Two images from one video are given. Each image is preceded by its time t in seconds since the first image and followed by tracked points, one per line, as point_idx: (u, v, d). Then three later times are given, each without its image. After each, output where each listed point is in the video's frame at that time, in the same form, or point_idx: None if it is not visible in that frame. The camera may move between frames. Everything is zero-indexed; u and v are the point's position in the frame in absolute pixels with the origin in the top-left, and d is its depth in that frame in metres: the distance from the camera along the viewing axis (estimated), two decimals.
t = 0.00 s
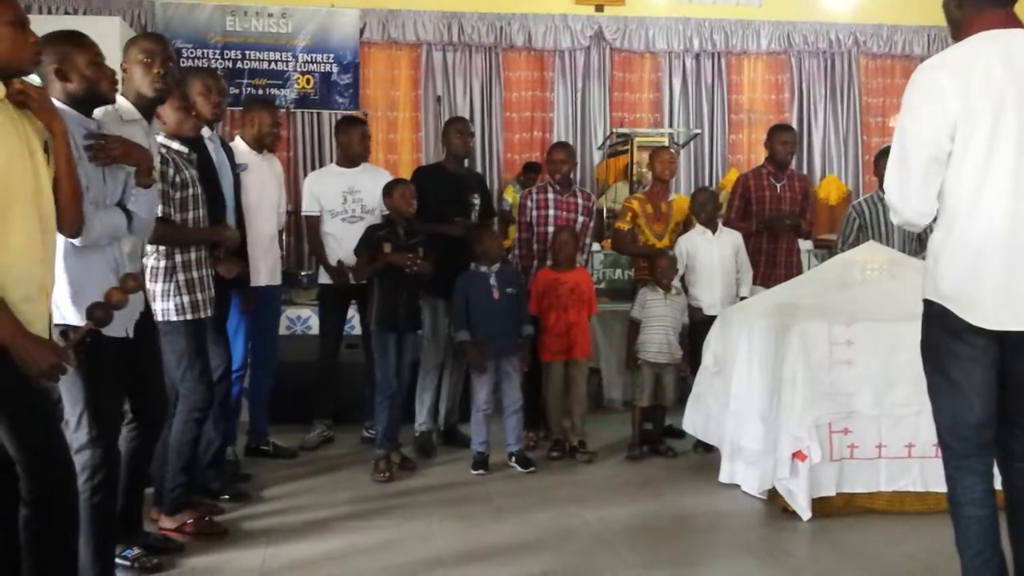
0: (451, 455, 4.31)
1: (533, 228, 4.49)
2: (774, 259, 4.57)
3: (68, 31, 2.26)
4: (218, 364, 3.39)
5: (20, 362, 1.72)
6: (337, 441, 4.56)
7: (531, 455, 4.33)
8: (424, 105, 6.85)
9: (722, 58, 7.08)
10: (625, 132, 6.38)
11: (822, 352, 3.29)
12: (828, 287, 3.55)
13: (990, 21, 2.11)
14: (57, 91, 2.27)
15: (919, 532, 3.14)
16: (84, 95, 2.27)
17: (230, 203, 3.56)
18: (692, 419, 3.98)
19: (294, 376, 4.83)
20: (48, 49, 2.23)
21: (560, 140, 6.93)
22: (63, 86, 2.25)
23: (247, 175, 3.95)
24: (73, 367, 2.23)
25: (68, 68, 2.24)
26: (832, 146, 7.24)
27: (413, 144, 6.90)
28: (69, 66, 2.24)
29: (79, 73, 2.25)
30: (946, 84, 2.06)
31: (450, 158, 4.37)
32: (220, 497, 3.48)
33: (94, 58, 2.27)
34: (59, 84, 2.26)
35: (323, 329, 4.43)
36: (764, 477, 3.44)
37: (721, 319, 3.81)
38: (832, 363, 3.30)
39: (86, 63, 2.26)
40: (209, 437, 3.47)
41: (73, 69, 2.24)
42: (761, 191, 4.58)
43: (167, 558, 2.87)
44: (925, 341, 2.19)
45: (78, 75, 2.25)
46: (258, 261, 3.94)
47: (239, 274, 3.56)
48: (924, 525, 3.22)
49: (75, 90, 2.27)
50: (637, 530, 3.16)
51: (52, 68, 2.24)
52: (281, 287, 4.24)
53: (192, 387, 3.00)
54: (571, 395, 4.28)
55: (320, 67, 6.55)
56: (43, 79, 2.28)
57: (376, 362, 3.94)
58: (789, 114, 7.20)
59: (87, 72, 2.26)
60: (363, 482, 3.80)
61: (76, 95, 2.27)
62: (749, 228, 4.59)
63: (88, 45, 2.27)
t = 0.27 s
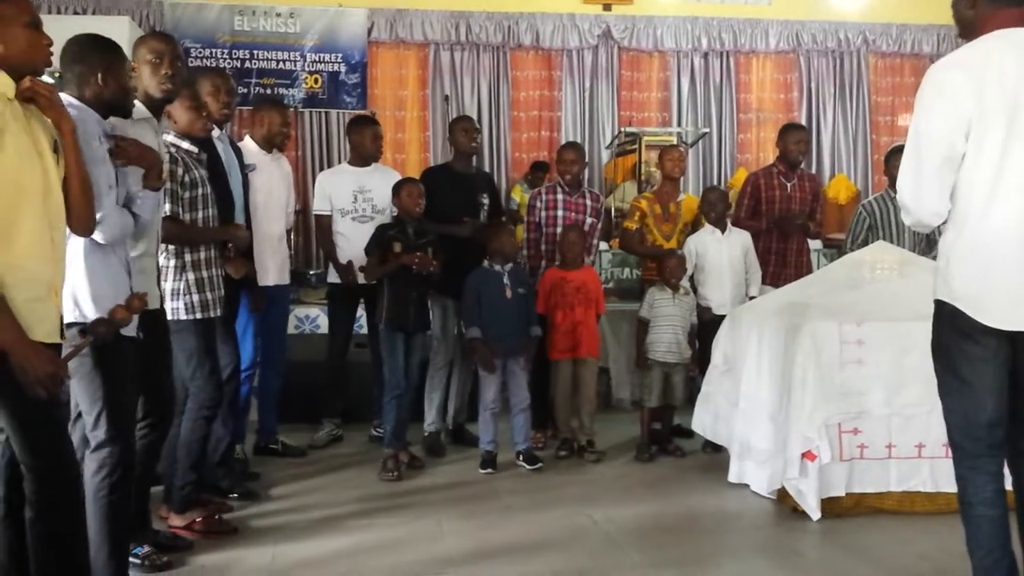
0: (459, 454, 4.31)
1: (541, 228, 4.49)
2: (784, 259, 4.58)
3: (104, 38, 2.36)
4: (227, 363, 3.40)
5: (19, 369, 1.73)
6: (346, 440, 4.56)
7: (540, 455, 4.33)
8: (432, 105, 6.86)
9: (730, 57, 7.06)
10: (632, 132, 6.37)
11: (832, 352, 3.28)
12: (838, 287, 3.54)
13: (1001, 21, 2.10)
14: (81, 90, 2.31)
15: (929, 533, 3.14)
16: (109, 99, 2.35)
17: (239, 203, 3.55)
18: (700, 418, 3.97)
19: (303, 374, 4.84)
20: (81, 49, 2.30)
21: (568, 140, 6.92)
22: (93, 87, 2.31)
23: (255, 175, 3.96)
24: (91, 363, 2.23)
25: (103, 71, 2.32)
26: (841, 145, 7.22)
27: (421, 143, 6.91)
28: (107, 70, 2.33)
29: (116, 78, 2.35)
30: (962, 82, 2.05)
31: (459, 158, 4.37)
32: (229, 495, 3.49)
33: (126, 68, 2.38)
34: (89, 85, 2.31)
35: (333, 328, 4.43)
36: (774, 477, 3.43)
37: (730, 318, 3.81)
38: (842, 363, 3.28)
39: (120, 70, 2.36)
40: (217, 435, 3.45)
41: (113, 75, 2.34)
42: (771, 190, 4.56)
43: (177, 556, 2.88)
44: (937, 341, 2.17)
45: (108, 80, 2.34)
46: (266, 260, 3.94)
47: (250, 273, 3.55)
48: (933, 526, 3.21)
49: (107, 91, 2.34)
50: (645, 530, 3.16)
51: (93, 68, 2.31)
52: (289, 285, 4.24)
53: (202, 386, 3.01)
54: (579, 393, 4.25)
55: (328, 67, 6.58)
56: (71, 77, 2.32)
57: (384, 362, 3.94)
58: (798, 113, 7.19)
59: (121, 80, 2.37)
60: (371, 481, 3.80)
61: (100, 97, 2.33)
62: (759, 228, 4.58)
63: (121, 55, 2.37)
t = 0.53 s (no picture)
0: (464, 452, 4.31)
1: (547, 227, 4.49)
2: (791, 256, 4.57)
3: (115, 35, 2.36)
4: (233, 362, 3.42)
5: (23, 366, 1.72)
6: (351, 438, 4.57)
7: (545, 454, 4.33)
8: (437, 103, 6.86)
9: (736, 55, 7.05)
10: (638, 130, 6.37)
11: (838, 350, 3.28)
12: (844, 284, 3.53)
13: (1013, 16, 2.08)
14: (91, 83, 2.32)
15: (936, 530, 3.13)
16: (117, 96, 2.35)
17: (245, 202, 3.56)
18: (706, 417, 3.97)
19: (308, 373, 4.85)
20: (94, 44, 2.31)
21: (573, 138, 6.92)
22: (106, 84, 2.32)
23: (260, 173, 3.97)
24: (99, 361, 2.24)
25: (114, 67, 2.33)
26: (847, 143, 7.21)
27: (426, 142, 6.91)
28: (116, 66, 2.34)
29: (126, 75, 2.36)
30: (972, 73, 2.04)
31: (465, 156, 4.37)
32: (234, 493, 3.50)
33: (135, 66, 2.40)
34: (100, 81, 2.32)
35: (337, 326, 4.42)
36: (779, 475, 3.42)
37: (736, 316, 3.80)
38: (848, 361, 3.28)
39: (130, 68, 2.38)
40: (223, 433, 3.45)
41: (124, 72, 2.36)
42: (778, 188, 4.55)
43: (183, 554, 2.89)
44: (944, 338, 2.17)
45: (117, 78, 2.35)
46: (272, 259, 3.96)
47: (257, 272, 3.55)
48: (940, 523, 3.21)
49: (117, 88, 2.35)
50: (652, 528, 3.15)
51: (102, 64, 2.32)
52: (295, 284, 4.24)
53: (209, 384, 3.02)
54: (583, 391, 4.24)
55: (333, 66, 6.55)
56: (81, 70, 2.31)
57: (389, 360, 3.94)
58: (804, 111, 7.17)
59: (131, 79, 2.38)
60: (376, 480, 3.81)
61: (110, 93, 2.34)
62: (767, 226, 4.56)
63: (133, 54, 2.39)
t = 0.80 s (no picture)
0: (469, 449, 4.31)
1: (551, 224, 4.48)
2: (797, 253, 4.55)
3: (116, 32, 2.35)
4: (239, 358, 3.43)
5: (28, 365, 1.72)
6: (355, 435, 4.57)
7: (549, 451, 4.33)
8: (441, 100, 6.86)
9: (740, 51, 7.04)
10: (642, 127, 6.37)
11: (843, 346, 3.27)
12: (850, 281, 3.53)
13: None
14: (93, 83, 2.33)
15: (943, 528, 3.12)
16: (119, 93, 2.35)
17: (250, 199, 3.56)
18: (711, 414, 3.97)
19: (312, 370, 4.85)
20: (96, 43, 2.31)
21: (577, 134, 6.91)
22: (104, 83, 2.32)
23: (264, 170, 3.97)
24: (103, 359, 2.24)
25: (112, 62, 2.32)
26: (852, 139, 7.19)
27: (429, 139, 6.91)
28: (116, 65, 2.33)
29: (125, 71, 2.35)
30: (980, 69, 2.04)
31: (470, 153, 4.37)
32: (240, 491, 3.51)
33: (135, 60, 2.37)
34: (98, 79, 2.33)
35: (337, 322, 4.42)
36: (784, 472, 3.42)
37: (741, 313, 3.79)
38: (853, 357, 3.27)
39: (130, 64, 2.36)
40: (228, 431, 3.46)
41: (123, 68, 2.34)
42: (784, 184, 4.54)
43: (189, 551, 2.89)
44: (952, 335, 2.16)
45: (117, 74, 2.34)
46: (277, 257, 3.96)
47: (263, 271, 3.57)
48: (946, 521, 3.20)
49: (116, 85, 2.34)
50: (657, 525, 3.15)
51: (99, 61, 2.31)
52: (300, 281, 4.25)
53: (215, 381, 3.03)
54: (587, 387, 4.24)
55: (336, 63, 6.53)
56: (82, 68, 2.33)
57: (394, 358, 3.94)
58: (808, 107, 7.16)
59: (132, 74, 2.36)
60: (382, 477, 3.81)
61: (111, 90, 2.34)
62: (772, 221, 4.56)
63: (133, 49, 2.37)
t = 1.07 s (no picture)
0: (479, 446, 4.31)
1: (564, 220, 4.47)
2: (810, 250, 4.53)
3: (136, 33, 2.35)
4: (250, 355, 3.44)
5: (37, 360, 1.73)
6: (366, 431, 4.58)
7: (560, 448, 4.33)
8: (453, 97, 6.86)
9: (753, 48, 7.01)
10: (654, 123, 6.35)
11: (856, 344, 3.26)
12: (864, 278, 3.51)
13: None
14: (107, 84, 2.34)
15: (955, 527, 3.10)
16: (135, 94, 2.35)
17: (264, 195, 3.57)
18: (722, 412, 3.95)
19: (323, 365, 4.86)
20: (113, 45, 2.30)
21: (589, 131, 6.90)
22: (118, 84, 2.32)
23: (277, 167, 3.98)
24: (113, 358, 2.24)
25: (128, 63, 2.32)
26: (865, 136, 7.15)
27: (441, 136, 6.92)
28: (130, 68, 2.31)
29: (141, 72, 2.34)
30: (999, 68, 2.02)
31: (481, 150, 4.37)
32: (251, 486, 3.52)
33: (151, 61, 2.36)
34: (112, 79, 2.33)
35: (345, 318, 4.45)
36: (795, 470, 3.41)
37: (753, 310, 3.78)
38: (866, 355, 3.26)
39: (147, 66, 2.35)
40: (240, 426, 3.47)
41: (139, 69, 2.33)
42: (798, 181, 4.52)
43: (200, 545, 2.90)
44: (965, 332, 2.15)
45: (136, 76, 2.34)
46: (289, 254, 3.97)
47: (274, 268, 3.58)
48: (959, 519, 3.18)
49: (131, 87, 2.34)
50: (668, 523, 3.14)
51: (114, 63, 2.31)
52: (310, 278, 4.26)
53: (227, 376, 3.03)
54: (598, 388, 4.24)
55: (348, 60, 6.51)
56: (99, 68, 2.34)
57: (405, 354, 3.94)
58: (821, 104, 7.13)
59: (147, 76, 2.36)
60: (392, 473, 3.82)
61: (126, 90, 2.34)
62: (785, 218, 4.54)
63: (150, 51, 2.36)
